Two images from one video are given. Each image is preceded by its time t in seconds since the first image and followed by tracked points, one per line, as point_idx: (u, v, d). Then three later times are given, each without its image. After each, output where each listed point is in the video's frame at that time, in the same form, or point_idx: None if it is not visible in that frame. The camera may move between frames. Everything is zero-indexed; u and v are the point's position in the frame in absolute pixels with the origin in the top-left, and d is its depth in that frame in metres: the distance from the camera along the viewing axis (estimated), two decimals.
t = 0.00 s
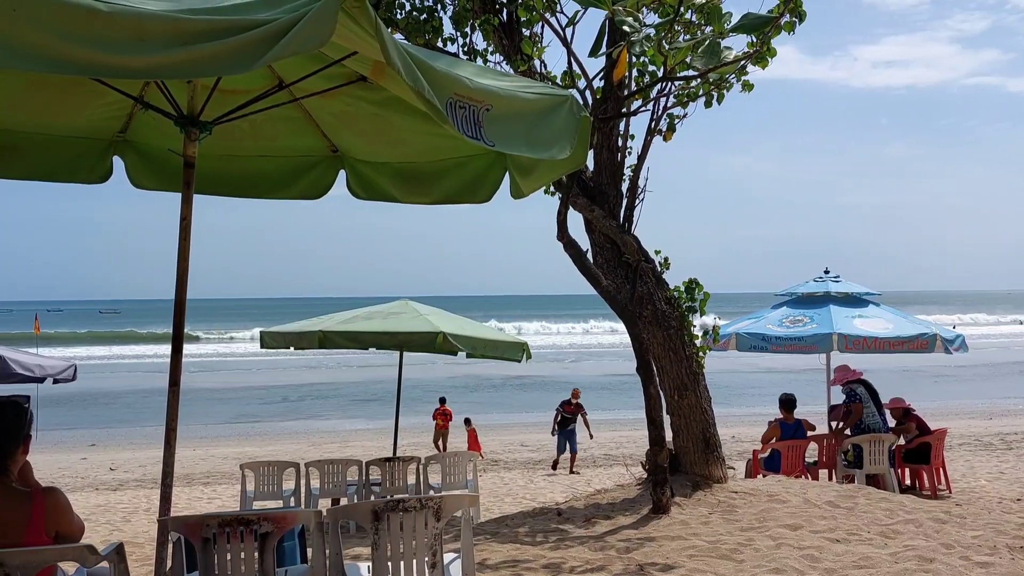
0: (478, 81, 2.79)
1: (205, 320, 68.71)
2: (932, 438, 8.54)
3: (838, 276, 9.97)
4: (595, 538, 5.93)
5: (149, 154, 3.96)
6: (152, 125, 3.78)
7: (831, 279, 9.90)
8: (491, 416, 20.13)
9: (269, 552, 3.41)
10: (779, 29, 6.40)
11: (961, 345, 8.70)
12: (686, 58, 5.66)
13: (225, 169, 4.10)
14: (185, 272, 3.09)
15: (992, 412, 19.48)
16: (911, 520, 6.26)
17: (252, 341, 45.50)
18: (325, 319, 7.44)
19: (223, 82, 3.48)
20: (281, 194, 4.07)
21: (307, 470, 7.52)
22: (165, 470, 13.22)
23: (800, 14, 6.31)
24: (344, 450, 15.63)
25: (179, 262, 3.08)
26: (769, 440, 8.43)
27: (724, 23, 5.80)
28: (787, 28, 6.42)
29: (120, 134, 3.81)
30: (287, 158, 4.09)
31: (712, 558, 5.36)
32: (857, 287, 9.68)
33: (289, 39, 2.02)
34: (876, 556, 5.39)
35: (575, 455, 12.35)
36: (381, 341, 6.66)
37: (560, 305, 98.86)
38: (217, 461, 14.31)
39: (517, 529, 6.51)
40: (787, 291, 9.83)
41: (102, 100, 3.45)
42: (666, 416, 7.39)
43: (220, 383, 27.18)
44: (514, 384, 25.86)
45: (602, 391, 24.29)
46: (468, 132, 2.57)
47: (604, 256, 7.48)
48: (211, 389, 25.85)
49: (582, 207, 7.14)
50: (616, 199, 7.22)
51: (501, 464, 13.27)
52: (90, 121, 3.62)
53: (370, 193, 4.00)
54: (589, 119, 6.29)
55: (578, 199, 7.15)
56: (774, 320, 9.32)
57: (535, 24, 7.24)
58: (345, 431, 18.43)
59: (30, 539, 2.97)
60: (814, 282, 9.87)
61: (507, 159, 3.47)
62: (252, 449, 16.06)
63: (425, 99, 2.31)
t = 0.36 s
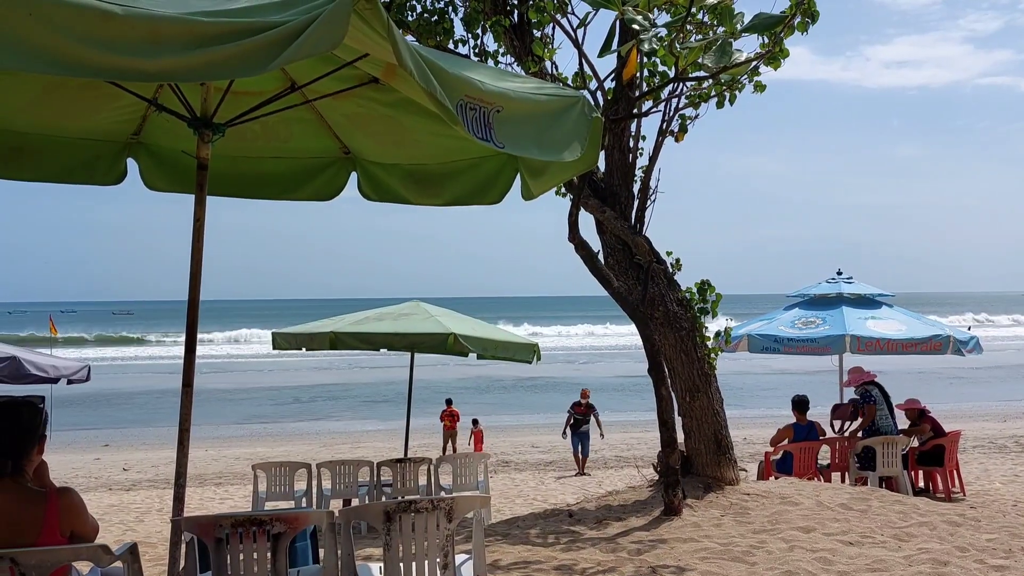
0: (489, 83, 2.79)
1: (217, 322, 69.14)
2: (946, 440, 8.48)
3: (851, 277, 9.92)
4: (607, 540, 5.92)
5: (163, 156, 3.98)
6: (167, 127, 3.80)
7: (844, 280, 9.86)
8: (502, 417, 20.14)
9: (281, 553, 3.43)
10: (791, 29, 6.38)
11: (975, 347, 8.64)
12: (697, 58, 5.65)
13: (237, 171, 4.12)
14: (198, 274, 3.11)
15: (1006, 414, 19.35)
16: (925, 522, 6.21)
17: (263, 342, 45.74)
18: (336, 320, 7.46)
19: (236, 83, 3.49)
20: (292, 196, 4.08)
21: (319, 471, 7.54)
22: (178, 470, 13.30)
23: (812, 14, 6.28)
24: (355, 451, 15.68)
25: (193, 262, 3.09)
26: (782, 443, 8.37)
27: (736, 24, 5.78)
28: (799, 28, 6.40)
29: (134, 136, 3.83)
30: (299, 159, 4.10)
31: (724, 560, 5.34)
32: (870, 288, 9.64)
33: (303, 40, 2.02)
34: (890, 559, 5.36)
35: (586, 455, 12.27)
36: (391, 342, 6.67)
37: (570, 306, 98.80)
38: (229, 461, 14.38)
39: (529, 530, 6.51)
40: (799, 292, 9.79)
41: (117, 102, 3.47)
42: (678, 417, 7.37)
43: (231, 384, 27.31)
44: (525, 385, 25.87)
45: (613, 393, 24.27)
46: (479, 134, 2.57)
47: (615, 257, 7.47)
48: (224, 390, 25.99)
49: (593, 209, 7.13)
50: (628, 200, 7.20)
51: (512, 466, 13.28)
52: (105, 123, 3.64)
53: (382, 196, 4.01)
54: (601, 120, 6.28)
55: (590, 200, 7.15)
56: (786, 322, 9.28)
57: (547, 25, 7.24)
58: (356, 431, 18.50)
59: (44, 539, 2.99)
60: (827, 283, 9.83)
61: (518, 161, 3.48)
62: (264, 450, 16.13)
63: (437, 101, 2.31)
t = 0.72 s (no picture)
0: (497, 84, 2.79)
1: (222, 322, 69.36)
2: (953, 442, 8.44)
3: (857, 278, 9.89)
4: (613, 541, 5.92)
5: (170, 157, 4.00)
6: (174, 129, 3.81)
7: (850, 281, 9.84)
8: (507, 418, 20.16)
9: (289, 554, 3.43)
10: (797, 30, 6.37)
11: (982, 349, 8.61)
12: (703, 60, 5.64)
13: (245, 173, 4.14)
14: (205, 275, 3.12)
15: (1014, 417, 19.30)
16: (932, 525, 6.19)
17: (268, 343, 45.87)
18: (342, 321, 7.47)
19: (244, 85, 3.51)
20: (298, 198, 4.10)
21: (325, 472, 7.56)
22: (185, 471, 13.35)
23: (818, 15, 6.27)
24: (361, 452, 15.71)
25: (200, 264, 3.10)
26: (789, 445, 8.33)
27: (742, 25, 5.78)
28: (805, 29, 6.39)
29: (141, 138, 3.85)
30: (306, 161, 4.11)
31: (731, 562, 5.33)
32: (877, 290, 9.61)
33: (310, 41, 2.03)
34: (897, 561, 5.34)
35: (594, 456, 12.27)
36: (398, 343, 6.68)
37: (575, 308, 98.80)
38: (235, 462, 14.42)
39: (535, 532, 6.51)
40: (805, 294, 9.77)
41: (125, 104, 3.48)
42: (684, 419, 7.37)
43: (237, 385, 27.40)
44: (530, 387, 25.88)
45: (618, 394, 24.27)
46: (487, 135, 2.58)
47: (621, 258, 7.47)
48: (229, 391, 26.05)
49: (599, 210, 7.13)
50: (633, 202, 7.20)
51: (517, 467, 13.29)
52: (113, 125, 3.65)
53: (388, 197, 4.02)
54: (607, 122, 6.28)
55: (595, 201, 7.15)
56: (792, 323, 9.26)
57: (552, 26, 7.24)
58: (362, 432, 18.54)
59: (52, 540, 3.00)
60: (833, 285, 9.81)
61: (524, 163, 3.48)
62: (269, 451, 16.18)
63: (445, 102, 2.31)
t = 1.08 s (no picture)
0: (507, 85, 2.79)
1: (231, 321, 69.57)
2: (962, 443, 8.40)
3: (866, 279, 9.85)
4: (621, 541, 5.91)
5: (181, 158, 4.01)
6: (185, 129, 3.83)
7: (860, 282, 9.80)
8: (515, 418, 20.16)
9: (298, 552, 3.44)
10: (807, 29, 6.36)
11: (993, 350, 8.57)
12: (713, 59, 5.63)
13: (255, 172, 4.15)
14: (216, 274, 3.13)
15: None
16: (943, 526, 6.16)
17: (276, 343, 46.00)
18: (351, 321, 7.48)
19: (254, 86, 3.52)
20: (307, 198, 4.11)
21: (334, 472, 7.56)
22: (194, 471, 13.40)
23: (828, 15, 6.26)
24: (369, 451, 15.74)
25: (210, 264, 3.12)
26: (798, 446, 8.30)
27: (752, 25, 5.76)
28: (816, 28, 6.37)
29: (152, 138, 3.87)
30: (315, 161, 4.12)
31: (739, 563, 5.32)
32: (887, 290, 9.58)
33: (321, 42, 2.04)
34: (907, 563, 5.32)
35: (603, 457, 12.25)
36: (406, 343, 6.68)
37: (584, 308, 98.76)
38: (244, 461, 14.46)
39: (544, 532, 6.51)
40: (814, 294, 9.74)
41: (136, 103, 3.50)
42: (692, 419, 7.35)
43: (246, 384, 27.47)
44: (538, 386, 25.87)
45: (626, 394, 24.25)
46: (498, 137, 2.58)
47: (630, 258, 7.47)
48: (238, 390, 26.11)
49: (608, 210, 7.12)
50: (642, 202, 7.20)
51: (525, 467, 13.29)
52: (125, 124, 3.67)
53: (397, 197, 4.02)
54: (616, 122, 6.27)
55: (604, 201, 7.14)
56: (801, 324, 9.23)
57: (561, 26, 7.24)
58: (370, 432, 18.58)
59: (64, 538, 3.00)
60: (843, 286, 9.77)
61: (534, 163, 3.48)
62: (278, 450, 16.22)
63: (455, 103, 2.31)
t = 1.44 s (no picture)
0: (513, 83, 2.79)
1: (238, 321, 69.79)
2: (971, 445, 8.37)
3: (874, 279, 9.82)
4: (627, 542, 5.91)
5: (188, 158, 4.02)
6: (192, 129, 3.84)
7: (867, 283, 9.77)
8: (521, 418, 20.16)
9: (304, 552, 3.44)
10: (814, 29, 6.34)
11: (1001, 351, 8.53)
12: (719, 59, 5.62)
13: (262, 172, 4.16)
14: (223, 273, 3.14)
15: None
16: (950, 527, 6.14)
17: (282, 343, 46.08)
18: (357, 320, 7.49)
19: (261, 86, 3.53)
20: (314, 198, 4.12)
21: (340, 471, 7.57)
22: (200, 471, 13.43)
23: (835, 14, 6.24)
24: (375, 451, 15.75)
25: (217, 263, 3.12)
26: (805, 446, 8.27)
27: (759, 24, 5.75)
28: (822, 28, 6.35)
29: (159, 138, 3.88)
30: (322, 162, 4.13)
31: (746, 563, 5.31)
32: (895, 291, 9.55)
33: (329, 40, 2.04)
34: (915, 564, 5.30)
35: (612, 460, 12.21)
36: (412, 342, 6.69)
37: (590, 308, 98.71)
38: (250, 461, 14.50)
39: (550, 532, 6.51)
40: (821, 294, 9.71)
41: (144, 104, 3.51)
42: (699, 420, 7.34)
43: (253, 384, 27.54)
44: (544, 387, 25.86)
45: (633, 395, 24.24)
46: (503, 135, 2.58)
47: (636, 258, 7.46)
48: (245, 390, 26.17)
49: (614, 210, 7.11)
50: (649, 202, 7.19)
51: (531, 467, 13.29)
52: (132, 125, 3.68)
53: (403, 198, 4.02)
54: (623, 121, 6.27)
55: (611, 201, 7.14)
56: (808, 324, 9.20)
57: (568, 26, 7.24)
58: (376, 432, 18.60)
59: (72, 537, 3.01)
60: (850, 286, 9.74)
61: (540, 162, 3.48)
62: (284, 449, 16.25)
63: (462, 101, 2.31)
